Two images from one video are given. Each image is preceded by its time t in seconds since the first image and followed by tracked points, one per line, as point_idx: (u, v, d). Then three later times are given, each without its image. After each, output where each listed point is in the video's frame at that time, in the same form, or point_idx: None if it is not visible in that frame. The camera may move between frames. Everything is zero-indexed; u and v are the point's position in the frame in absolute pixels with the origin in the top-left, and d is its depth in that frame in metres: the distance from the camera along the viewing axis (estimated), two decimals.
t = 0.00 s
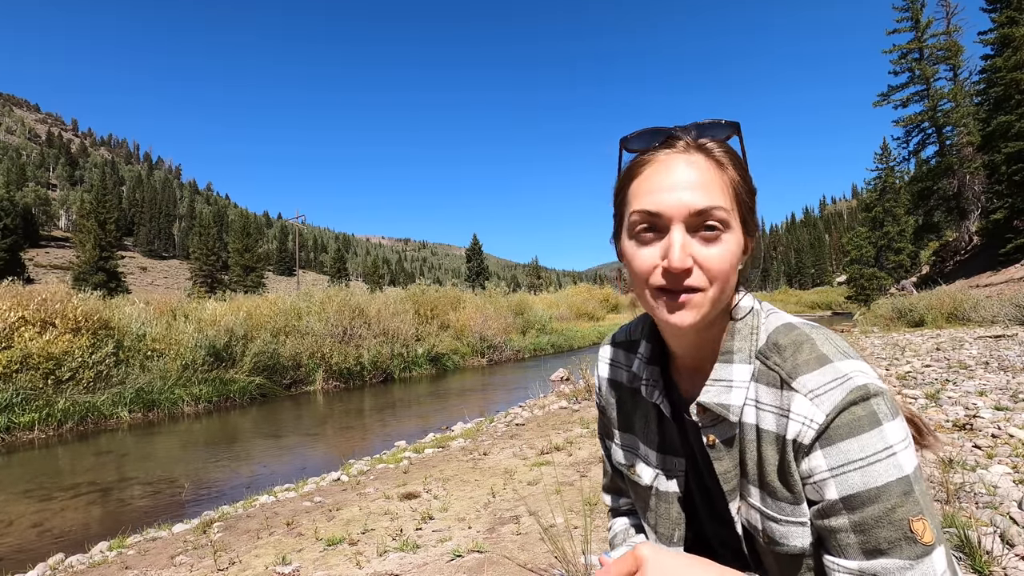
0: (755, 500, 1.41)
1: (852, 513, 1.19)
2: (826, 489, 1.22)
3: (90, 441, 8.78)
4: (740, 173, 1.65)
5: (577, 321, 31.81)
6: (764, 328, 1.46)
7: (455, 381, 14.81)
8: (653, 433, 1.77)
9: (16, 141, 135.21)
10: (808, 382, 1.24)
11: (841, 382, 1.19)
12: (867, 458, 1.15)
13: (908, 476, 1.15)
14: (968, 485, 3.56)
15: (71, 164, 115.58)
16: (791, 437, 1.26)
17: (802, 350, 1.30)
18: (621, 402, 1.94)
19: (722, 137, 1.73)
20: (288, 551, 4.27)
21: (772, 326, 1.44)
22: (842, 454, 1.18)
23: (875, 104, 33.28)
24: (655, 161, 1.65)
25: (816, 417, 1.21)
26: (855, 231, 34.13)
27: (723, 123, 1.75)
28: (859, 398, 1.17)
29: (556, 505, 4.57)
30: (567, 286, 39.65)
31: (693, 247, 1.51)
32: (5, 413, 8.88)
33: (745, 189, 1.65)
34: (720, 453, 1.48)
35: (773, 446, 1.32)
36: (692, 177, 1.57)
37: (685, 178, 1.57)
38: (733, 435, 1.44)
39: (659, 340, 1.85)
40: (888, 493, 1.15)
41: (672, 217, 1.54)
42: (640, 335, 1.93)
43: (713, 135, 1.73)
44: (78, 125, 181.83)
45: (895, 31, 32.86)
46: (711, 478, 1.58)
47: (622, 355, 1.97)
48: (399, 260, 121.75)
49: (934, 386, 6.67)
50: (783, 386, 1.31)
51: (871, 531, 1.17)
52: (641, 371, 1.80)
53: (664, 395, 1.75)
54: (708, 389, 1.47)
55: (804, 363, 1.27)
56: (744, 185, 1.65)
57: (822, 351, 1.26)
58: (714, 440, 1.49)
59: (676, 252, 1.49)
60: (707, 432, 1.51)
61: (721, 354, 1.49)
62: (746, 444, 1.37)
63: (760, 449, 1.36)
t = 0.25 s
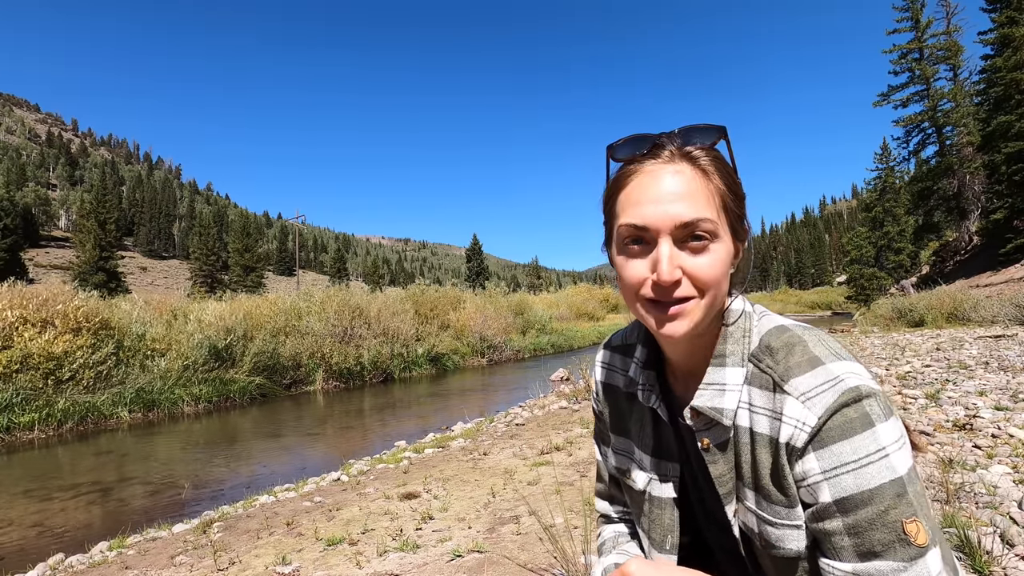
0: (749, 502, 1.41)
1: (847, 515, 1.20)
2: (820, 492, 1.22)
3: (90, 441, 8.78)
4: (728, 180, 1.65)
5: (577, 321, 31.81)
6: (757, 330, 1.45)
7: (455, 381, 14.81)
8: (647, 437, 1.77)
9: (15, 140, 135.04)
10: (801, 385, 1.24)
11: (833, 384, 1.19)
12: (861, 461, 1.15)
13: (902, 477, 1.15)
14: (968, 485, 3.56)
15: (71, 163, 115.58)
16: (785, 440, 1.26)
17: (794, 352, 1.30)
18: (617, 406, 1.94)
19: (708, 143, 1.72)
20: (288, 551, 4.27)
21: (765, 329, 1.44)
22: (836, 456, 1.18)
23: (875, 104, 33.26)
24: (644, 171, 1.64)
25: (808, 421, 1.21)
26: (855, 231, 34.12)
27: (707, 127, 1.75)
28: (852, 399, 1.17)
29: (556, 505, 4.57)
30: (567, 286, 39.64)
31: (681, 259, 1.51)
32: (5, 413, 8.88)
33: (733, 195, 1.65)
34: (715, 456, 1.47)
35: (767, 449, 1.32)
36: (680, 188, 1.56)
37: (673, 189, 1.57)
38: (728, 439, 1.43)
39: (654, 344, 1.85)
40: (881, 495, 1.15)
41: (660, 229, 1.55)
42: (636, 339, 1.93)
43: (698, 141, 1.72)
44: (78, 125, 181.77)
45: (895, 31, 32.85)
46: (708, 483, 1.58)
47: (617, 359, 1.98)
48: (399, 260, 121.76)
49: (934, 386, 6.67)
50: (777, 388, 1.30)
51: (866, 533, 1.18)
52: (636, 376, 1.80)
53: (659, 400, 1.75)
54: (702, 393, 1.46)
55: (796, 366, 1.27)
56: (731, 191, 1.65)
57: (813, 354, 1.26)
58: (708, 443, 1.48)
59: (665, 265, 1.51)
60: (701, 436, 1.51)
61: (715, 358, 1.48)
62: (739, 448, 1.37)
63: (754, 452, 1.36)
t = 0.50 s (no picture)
0: (749, 504, 1.40)
1: (846, 516, 1.20)
2: (821, 493, 1.22)
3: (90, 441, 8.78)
4: (723, 180, 1.65)
5: (577, 321, 31.82)
6: (757, 332, 1.45)
7: (455, 381, 14.82)
8: (645, 440, 1.77)
9: (15, 140, 134.97)
10: (800, 386, 1.24)
11: (832, 386, 1.19)
12: (860, 461, 1.16)
13: (902, 478, 1.16)
14: (968, 485, 3.56)
15: (71, 163, 115.61)
16: (784, 442, 1.26)
17: (793, 353, 1.30)
18: (616, 408, 1.94)
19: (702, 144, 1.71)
20: (288, 551, 4.28)
21: (765, 330, 1.44)
22: (836, 457, 1.18)
23: (875, 104, 33.28)
24: (637, 173, 1.64)
25: (808, 422, 1.21)
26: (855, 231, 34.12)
27: (702, 127, 1.74)
28: (851, 401, 1.17)
29: (556, 505, 4.57)
30: (567, 286, 39.63)
31: (676, 261, 1.51)
32: (5, 413, 8.89)
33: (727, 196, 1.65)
34: (715, 458, 1.47)
35: (767, 450, 1.32)
36: (673, 190, 1.57)
37: (666, 191, 1.57)
38: (729, 441, 1.43)
39: (652, 346, 1.85)
40: (881, 496, 1.15)
41: (654, 232, 1.55)
42: (635, 342, 1.93)
43: (692, 141, 1.71)
44: (78, 124, 181.83)
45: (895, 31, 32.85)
46: (707, 486, 1.58)
47: (615, 361, 1.98)
48: (399, 260, 121.75)
49: (934, 386, 6.67)
50: (776, 390, 1.30)
51: (865, 534, 1.18)
52: (635, 379, 1.80)
53: (658, 403, 1.75)
54: (702, 395, 1.46)
55: (796, 367, 1.27)
56: (725, 192, 1.65)
57: (813, 355, 1.26)
58: (709, 445, 1.48)
59: (659, 267, 1.51)
60: (701, 438, 1.50)
61: (714, 360, 1.48)
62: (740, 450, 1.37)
63: (754, 453, 1.36)
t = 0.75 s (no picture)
0: (747, 506, 1.40)
1: (842, 518, 1.20)
2: (817, 495, 1.22)
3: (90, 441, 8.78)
4: (724, 179, 1.65)
5: (577, 321, 31.83)
6: (753, 333, 1.46)
7: (455, 381, 14.83)
8: (645, 443, 1.77)
9: (15, 140, 134.89)
10: (797, 389, 1.24)
11: (828, 388, 1.19)
12: (856, 463, 1.16)
13: (897, 480, 1.16)
14: (968, 485, 3.56)
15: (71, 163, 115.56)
16: (780, 443, 1.26)
17: (790, 355, 1.30)
18: (615, 410, 1.95)
19: (703, 143, 1.71)
20: (288, 551, 4.27)
21: (762, 331, 1.44)
22: (831, 459, 1.19)
23: (875, 104, 33.28)
24: (638, 167, 1.65)
25: (805, 425, 1.21)
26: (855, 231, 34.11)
27: (703, 128, 1.75)
28: (846, 402, 1.18)
29: (556, 505, 4.57)
30: (567, 286, 39.60)
31: (674, 253, 1.51)
32: (5, 413, 8.88)
33: (729, 195, 1.65)
34: (713, 461, 1.47)
35: (764, 452, 1.32)
36: (671, 184, 1.58)
37: (665, 187, 1.58)
38: (726, 443, 1.43)
39: (651, 348, 1.84)
40: (876, 497, 1.16)
41: (652, 224, 1.55)
42: (634, 343, 1.93)
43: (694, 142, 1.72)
44: (78, 124, 181.81)
45: (895, 31, 32.84)
46: (705, 489, 1.58)
47: (614, 364, 1.98)
48: (399, 261, 121.75)
49: (934, 386, 6.67)
50: (773, 392, 1.31)
51: (861, 535, 1.18)
52: (634, 382, 1.80)
53: (657, 404, 1.75)
54: (700, 397, 1.46)
55: (791, 369, 1.27)
56: (729, 191, 1.65)
57: (809, 357, 1.26)
58: (706, 447, 1.48)
59: (656, 257, 1.51)
60: (699, 440, 1.50)
61: (711, 361, 1.48)
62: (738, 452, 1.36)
63: (752, 456, 1.35)
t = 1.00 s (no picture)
0: (749, 505, 1.41)
1: (844, 518, 1.19)
2: (819, 494, 1.22)
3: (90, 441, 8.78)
4: (729, 185, 1.65)
5: (577, 321, 31.83)
6: (755, 334, 1.47)
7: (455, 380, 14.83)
8: (647, 443, 1.77)
9: (15, 139, 134.89)
10: (799, 389, 1.25)
11: (830, 387, 1.19)
12: (858, 463, 1.15)
13: (900, 479, 1.15)
14: (968, 485, 3.56)
15: (71, 163, 115.55)
16: (782, 443, 1.26)
17: (792, 355, 1.31)
18: (615, 410, 1.96)
19: (709, 148, 1.70)
20: (289, 551, 4.27)
21: (764, 331, 1.45)
22: (834, 459, 1.18)
23: (875, 104, 33.27)
24: (643, 173, 1.64)
25: (807, 425, 1.21)
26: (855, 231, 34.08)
27: (709, 131, 1.74)
28: (849, 402, 1.17)
29: (556, 505, 4.57)
30: (567, 286, 39.59)
31: (677, 263, 1.52)
32: (5, 413, 8.88)
33: (735, 202, 1.65)
34: (715, 460, 1.48)
35: (767, 452, 1.32)
36: (676, 192, 1.57)
37: (671, 195, 1.57)
38: (728, 443, 1.44)
39: (652, 348, 1.85)
40: (880, 497, 1.15)
41: (657, 234, 1.55)
42: (634, 344, 1.94)
43: (698, 145, 1.71)
44: (78, 125, 181.79)
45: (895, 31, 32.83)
46: (708, 488, 1.57)
47: (615, 364, 1.99)
48: (399, 260, 121.72)
49: (934, 386, 6.67)
50: (774, 392, 1.31)
51: (864, 536, 1.17)
52: (635, 382, 1.80)
53: (658, 405, 1.75)
54: (702, 398, 1.47)
55: (793, 369, 1.28)
56: (733, 199, 1.64)
57: (812, 356, 1.27)
58: (709, 447, 1.49)
59: (660, 269, 1.51)
60: (701, 440, 1.52)
61: (714, 362, 1.50)
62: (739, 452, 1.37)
63: (754, 455, 1.36)
